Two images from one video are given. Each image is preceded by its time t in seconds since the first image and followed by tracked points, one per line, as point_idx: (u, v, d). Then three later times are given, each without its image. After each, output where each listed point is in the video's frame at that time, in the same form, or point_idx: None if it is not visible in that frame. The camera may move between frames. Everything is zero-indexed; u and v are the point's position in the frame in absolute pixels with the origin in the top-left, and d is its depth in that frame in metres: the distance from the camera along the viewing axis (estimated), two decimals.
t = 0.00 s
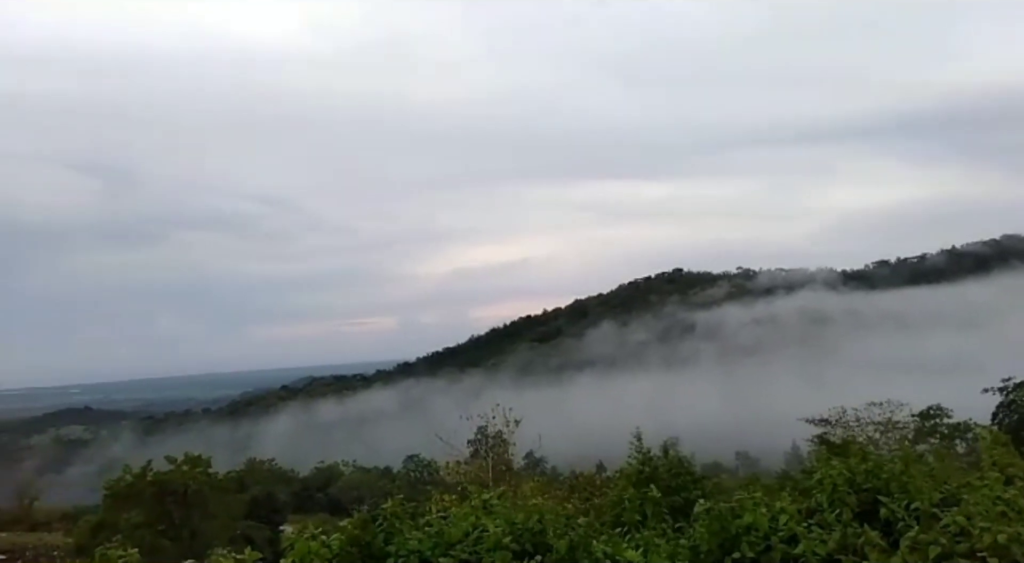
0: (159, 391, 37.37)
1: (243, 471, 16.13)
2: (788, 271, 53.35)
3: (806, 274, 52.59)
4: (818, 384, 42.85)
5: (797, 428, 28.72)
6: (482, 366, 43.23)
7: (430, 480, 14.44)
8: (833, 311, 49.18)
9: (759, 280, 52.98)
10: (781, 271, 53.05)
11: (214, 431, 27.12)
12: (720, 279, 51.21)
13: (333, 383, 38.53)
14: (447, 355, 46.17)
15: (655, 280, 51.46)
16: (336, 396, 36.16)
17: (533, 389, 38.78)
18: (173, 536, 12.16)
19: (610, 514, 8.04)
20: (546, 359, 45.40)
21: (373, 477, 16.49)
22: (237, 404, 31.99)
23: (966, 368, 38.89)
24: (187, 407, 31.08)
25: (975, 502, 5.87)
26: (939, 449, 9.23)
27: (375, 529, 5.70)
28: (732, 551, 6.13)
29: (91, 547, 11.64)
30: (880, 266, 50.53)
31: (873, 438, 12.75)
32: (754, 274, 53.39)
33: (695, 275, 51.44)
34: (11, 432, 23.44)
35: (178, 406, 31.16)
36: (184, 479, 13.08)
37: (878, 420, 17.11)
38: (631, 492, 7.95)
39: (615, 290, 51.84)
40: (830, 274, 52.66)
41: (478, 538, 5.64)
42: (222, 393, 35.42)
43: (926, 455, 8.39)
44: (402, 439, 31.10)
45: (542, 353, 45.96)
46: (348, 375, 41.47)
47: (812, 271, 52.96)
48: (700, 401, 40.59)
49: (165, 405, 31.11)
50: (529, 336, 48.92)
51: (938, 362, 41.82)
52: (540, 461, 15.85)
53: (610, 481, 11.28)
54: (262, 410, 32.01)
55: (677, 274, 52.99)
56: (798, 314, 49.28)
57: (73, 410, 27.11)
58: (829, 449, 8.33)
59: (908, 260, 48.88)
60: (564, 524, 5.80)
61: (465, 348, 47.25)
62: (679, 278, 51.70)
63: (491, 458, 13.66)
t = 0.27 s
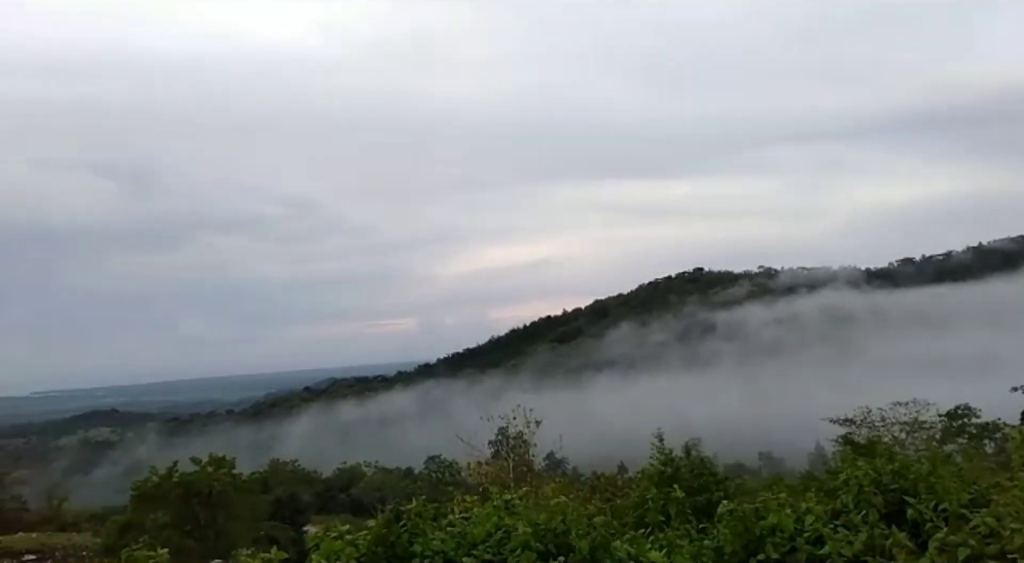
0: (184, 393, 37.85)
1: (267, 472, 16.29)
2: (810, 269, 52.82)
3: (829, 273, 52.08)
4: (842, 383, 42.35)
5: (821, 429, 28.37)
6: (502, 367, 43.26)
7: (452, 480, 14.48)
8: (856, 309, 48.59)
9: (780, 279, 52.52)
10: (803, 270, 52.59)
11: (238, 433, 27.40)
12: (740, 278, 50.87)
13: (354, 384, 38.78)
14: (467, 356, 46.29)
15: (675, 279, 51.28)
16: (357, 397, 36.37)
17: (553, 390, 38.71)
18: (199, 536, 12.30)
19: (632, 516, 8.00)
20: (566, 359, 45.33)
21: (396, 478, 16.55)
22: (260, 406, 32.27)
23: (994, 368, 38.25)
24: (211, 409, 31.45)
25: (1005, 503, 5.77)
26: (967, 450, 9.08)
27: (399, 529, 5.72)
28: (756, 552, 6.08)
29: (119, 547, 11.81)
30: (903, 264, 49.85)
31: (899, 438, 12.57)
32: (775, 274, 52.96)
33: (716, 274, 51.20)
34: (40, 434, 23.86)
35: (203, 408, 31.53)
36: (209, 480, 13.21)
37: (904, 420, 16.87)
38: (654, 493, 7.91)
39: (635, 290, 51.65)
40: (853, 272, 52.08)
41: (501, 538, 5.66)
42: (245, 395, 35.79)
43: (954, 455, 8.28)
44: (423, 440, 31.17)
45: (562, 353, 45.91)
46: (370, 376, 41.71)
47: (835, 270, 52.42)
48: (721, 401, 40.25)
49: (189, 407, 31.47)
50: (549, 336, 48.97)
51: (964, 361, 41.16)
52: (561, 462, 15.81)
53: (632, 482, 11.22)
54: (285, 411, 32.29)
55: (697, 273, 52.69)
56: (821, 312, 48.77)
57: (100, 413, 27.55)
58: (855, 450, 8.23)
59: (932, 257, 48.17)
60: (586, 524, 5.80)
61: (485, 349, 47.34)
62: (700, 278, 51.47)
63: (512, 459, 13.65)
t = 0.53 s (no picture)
0: (203, 393, 38.33)
1: (287, 470, 16.55)
2: (825, 269, 52.60)
3: (844, 272, 51.88)
4: (858, 383, 42.08)
5: (837, 429, 28.28)
6: (516, 367, 43.41)
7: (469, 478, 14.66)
8: (872, 309, 48.32)
9: (795, 279, 52.38)
10: (818, 270, 52.41)
11: (256, 432, 27.73)
12: (755, 278, 50.80)
13: (370, 384, 39.10)
14: (481, 356, 46.52)
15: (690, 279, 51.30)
16: (373, 397, 36.66)
17: (567, 389, 38.79)
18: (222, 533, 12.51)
19: (647, 513, 8.10)
20: (580, 359, 45.40)
21: (413, 476, 16.74)
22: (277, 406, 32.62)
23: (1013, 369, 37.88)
24: (230, 408, 31.86)
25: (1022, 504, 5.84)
26: (984, 450, 9.12)
27: (418, 526, 5.88)
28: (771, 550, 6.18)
29: (145, 542, 12.10)
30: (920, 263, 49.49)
31: (916, 436, 12.58)
32: (790, 273, 52.81)
33: (731, 274, 51.18)
34: (64, 432, 24.30)
35: (222, 407, 31.95)
36: (232, 477, 13.46)
37: (921, 419, 16.85)
38: (669, 491, 8.02)
39: (648, 290, 51.68)
40: (868, 272, 51.81)
41: (517, 534, 5.81)
42: (263, 394, 36.19)
43: (972, 455, 8.31)
44: (438, 440, 31.39)
45: (576, 353, 46.02)
46: (386, 376, 42.03)
47: (850, 269, 52.19)
48: (735, 401, 40.18)
49: (209, 406, 31.87)
50: (563, 336, 49.11)
51: (983, 361, 40.81)
52: (577, 460, 15.92)
53: (648, 480, 11.29)
54: (302, 411, 32.63)
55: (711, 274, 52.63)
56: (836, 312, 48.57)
57: (122, 411, 28.00)
58: (870, 449, 8.30)
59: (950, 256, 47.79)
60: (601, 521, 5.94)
61: (499, 349, 47.55)
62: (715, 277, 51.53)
63: (528, 457, 13.77)
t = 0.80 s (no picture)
0: (226, 393, 38.52)
1: (306, 472, 16.39)
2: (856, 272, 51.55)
3: (876, 275, 50.79)
4: (890, 389, 41.02)
5: (869, 436, 27.49)
6: (539, 370, 43.08)
7: (489, 483, 14.36)
8: (905, 313, 47.20)
9: (825, 282, 51.40)
10: (848, 272, 51.37)
11: (278, 433, 27.74)
12: (784, 281, 49.96)
13: (392, 386, 39.04)
14: (504, 359, 46.26)
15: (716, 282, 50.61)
16: (395, 399, 36.58)
17: (591, 392, 38.34)
18: (238, 535, 12.36)
19: (674, 522, 7.75)
20: (604, 362, 44.94)
21: (433, 481, 16.50)
22: (300, 407, 32.66)
23: None
24: (253, 408, 31.95)
25: None
26: None
27: (436, 532, 5.60)
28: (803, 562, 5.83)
29: (162, 544, 11.99)
30: (954, 265, 48.23)
31: (955, 445, 12.02)
32: (820, 276, 51.84)
33: (759, 277, 50.39)
34: (88, 431, 24.47)
35: (244, 408, 32.04)
36: (249, 479, 13.34)
37: (959, 427, 16.20)
38: (697, 498, 7.67)
39: (674, 292, 51.04)
40: (901, 274, 50.66)
41: (539, 542, 5.52)
42: (285, 395, 36.27)
43: (1016, 464, 7.84)
44: (459, 442, 31.16)
45: (600, 356, 45.56)
46: (408, 378, 41.95)
47: (881, 272, 51.08)
48: (763, 406, 39.42)
49: (232, 407, 32.02)
50: (587, 339, 48.70)
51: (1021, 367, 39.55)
52: (600, 466, 15.55)
53: (674, 488, 10.90)
54: (324, 412, 32.64)
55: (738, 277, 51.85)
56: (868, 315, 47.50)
57: (146, 411, 28.18)
58: (908, 457, 7.85)
59: (986, 258, 46.51)
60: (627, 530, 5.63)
61: (522, 351, 47.26)
62: (743, 280, 50.77)
63: (550, 463, 13.44)
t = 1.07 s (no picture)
0: (259, 386, 39.30)
1: (338, 464, 16.78)
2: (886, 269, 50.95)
3: (906, 271, 50.11)
4: (920, 387, 40.48)
5: (898, 433, 27.23)
6: (565, 366, 43.25)
7: (517, 476, 14.57)
8: (936, 310, 46.46)
9: (854, 279, 50.84)
10: (878, 269, 50.75)
11: (308, 425, 28.29)
12: (812, 277, 49.53)
13: (420, 380, 39.51)
14: (530, 355, 46.50)
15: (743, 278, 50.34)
16: (423, 393, 37.01)
17: (616, 388, 38.42)
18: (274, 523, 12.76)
19: (700, 517, 7.89)
20: (630, 358, 44.97)
21: (462, 473, 16.79)
22: (329, 400, 33.22)
23: None
24: (285, 401, 32.59)
25: None
26: None
27: (465, 521, 5.79)
28: (831, 558, 5.95)
29: (201, 531, 12.43)
30: (987, 262, 47.40)
31: (986, 444, 11.95)
32: (849, 273, 51.29)
33: (787, 273, 50.04)
34: (128, 422, 25.22)
35: (277, 401, 32.70)
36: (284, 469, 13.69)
37: (990, 426, 16.04)
38: (724, 493, 7.80)
39: (699, 290, 50.86)
40: (932, 271, 49.92)
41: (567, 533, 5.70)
42: (316, 388, 36.90)
43: None
44: (485, 437, 31.44)
45: (626, 352, 45.59)
46: (436, 372, 42.39)
47: (912, 269, 50.38)
48: (789, 402, 39.15)
49: (264, 400, 32.70)
50: (613, 335, 48.76)
51: None
52: (626, 461, 15.71)
53: (700, 483, 11.02)
54: (353, 405, 33.17)
55: (765, 274, 51.51)
56: (898, 313, 46.89)
57: (182, 403, 28.91)
58: (937, 456, 7.90)
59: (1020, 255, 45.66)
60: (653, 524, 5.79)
61: (548, 347, 47.46)
62: (770, 277, 50.44)
63: (576, 457, 13.62)
